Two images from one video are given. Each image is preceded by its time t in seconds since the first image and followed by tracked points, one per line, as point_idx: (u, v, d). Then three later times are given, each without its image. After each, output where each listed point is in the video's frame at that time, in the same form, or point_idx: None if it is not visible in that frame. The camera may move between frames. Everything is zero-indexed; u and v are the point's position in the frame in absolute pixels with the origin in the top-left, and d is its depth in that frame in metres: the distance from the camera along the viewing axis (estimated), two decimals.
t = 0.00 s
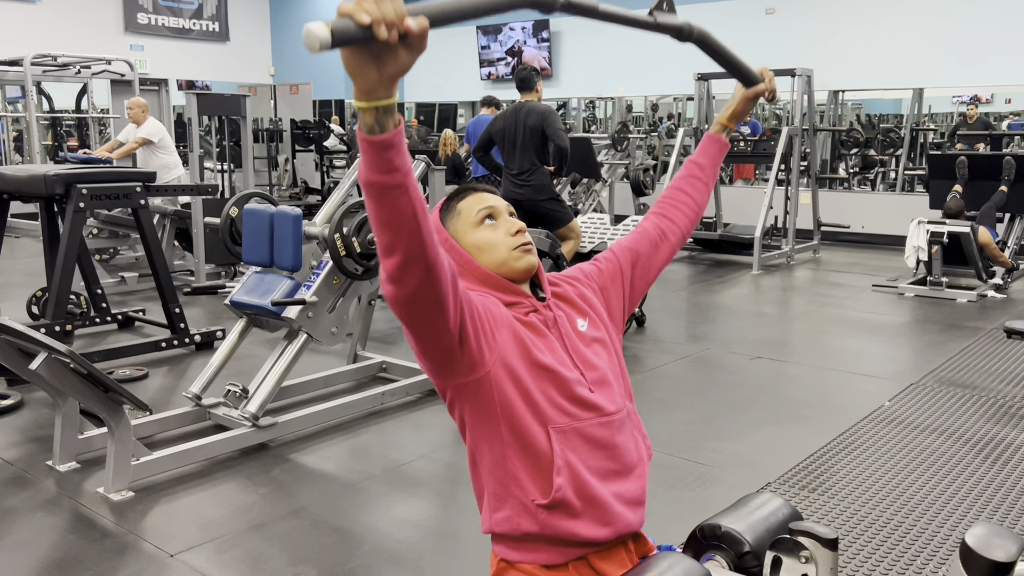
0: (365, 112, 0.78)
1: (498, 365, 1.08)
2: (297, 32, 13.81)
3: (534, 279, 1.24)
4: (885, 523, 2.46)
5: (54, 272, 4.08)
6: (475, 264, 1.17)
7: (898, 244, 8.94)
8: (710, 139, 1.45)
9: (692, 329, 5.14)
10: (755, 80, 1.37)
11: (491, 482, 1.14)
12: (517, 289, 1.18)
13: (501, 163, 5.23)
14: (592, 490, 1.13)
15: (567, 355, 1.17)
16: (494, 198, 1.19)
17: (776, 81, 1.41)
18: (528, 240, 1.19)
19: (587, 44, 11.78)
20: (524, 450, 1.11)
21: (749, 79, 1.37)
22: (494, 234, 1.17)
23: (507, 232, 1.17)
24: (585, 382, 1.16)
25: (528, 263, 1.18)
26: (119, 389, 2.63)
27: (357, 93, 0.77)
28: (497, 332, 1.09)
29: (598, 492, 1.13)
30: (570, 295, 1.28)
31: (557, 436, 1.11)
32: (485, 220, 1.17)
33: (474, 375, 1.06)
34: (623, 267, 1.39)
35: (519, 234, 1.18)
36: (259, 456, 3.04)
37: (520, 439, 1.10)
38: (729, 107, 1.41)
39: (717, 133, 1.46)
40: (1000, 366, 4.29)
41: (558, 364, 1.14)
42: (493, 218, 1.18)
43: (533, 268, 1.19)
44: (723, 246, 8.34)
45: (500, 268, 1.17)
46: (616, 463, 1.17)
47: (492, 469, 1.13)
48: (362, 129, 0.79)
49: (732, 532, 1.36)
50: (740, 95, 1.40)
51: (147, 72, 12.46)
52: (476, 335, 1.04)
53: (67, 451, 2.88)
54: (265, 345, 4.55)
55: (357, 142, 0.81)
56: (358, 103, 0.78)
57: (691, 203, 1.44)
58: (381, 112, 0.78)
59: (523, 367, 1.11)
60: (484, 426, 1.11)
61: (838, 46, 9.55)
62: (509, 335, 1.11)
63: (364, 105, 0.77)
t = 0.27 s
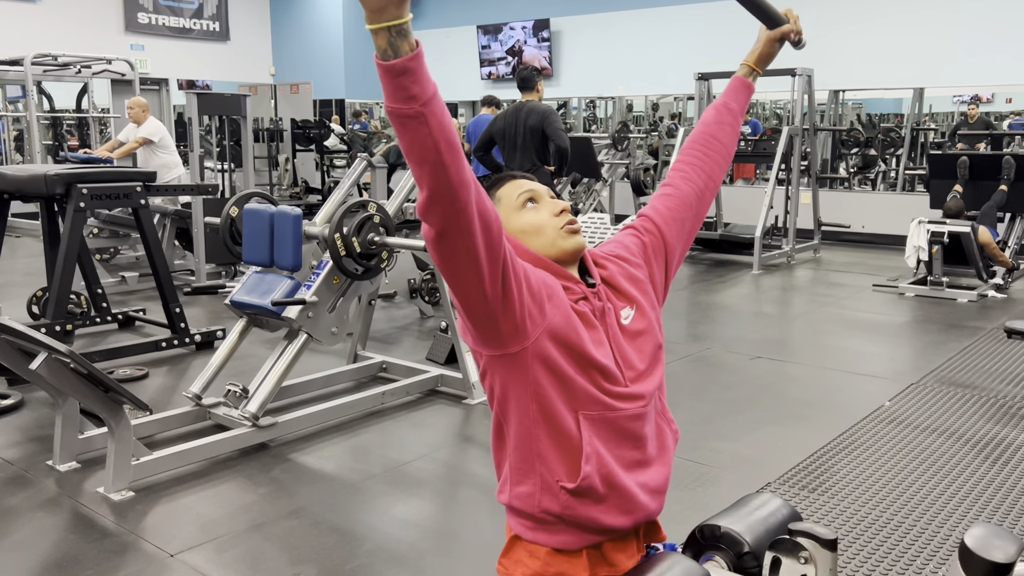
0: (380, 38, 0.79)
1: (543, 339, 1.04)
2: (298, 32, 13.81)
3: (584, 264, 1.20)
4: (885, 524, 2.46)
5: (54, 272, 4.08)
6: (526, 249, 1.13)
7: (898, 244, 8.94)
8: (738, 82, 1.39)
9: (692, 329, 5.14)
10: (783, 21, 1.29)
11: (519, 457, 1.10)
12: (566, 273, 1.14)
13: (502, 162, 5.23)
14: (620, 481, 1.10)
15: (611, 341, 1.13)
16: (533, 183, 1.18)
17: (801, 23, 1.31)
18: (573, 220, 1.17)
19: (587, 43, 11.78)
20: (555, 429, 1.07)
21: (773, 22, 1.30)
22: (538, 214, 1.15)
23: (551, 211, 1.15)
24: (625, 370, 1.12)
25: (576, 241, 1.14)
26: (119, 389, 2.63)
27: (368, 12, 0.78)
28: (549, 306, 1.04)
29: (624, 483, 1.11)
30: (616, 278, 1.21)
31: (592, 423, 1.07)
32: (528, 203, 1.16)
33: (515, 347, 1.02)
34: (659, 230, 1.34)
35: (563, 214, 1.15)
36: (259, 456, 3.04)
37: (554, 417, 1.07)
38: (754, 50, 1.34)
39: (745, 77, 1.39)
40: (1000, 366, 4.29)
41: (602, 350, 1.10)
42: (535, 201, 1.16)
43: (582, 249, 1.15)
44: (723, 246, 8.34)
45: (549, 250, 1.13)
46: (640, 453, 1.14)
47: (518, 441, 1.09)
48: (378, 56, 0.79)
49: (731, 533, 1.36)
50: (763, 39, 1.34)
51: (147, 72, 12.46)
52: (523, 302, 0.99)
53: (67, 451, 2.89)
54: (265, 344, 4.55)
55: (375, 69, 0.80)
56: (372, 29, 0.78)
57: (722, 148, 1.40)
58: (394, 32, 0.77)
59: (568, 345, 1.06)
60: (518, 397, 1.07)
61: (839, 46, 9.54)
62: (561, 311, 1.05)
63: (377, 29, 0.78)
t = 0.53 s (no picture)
0: (395, 64, 0.77)
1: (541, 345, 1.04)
2: (299, 31, 13.81)
3: (576, 266, 1.20)
4: (885, 524, 2.46)
5: (54, 271, 4.08)
6: (518, 250, 1.13)
7: (899, 244, 8.92)
8: (742, 108, 1.40)
9: (693, 329, 5.14)
10: (790, 47, 1.30)
11: (519, 464, 1.10)
12: (560, 275, 1.14)
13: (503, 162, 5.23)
14: (623, 486, 1.10)
15: (611, 344, 1.13)
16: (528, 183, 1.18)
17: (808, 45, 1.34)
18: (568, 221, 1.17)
19: (588, 42, 11.78)
20: (556, 437, 1.07)
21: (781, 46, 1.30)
22: (532, 215, 1.15)
23: (545, 212, 1.15)
24: (626, 373, 1.12)
25: (570, 242, 1.14)
26: (119, 388, 2.63)
27: (382, 40, 0.76)
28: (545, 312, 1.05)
29: (627, 488, 1.10)
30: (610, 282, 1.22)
31: (594, 428, 1.07)
32: (522, 204, 1.16)
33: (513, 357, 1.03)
34: (657, 249, 1.34)
35: (557, 214, 1.15)
36: (259, 455, 3.04)
37: (556, 423, 1.07)
38: (761, 76, 1.34)
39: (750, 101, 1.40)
40: (1001, 367, 4.28)
41: (602, 354, 1.10)
42: (529, 201, 1.16)
43: (576, 250, 1.15)
44: (724, 246, 8.34)
45: (542, 251, 1.14)
46: (646, 458, 1.14)
47: (520, 450, 1.09)
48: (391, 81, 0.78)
49: (732, 532, 1.36)
50: (770, 63, 1.34)
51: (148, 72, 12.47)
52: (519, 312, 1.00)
53: (67, 450, 2.89)
54: (266, 344, 4.55)
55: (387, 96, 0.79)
56: (386, 55, 0.77)
57: (723, 171, 1.41)
58: (411, 60, 0.77)
59: (567, 351, 1.06)
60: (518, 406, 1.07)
61: (840, 45, 9.54)
62: (552, 316, 1.06)
63: (392, 55, 0.76)
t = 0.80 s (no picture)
0: (349, 164, 0.87)
1: (495, 366, 1.12)
2: (300, 30, 13.79)
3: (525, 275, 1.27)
4: (885, 522, 2.46)
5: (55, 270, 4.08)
6: (468, 261, 1.19)
7: (901, 244, 8.90)
8: (690, 165, 1.48)
9: (693, 328, 5.13)
10: (733, 105, 1.39)
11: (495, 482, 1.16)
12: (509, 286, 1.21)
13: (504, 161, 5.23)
14: (598, 479, 1.16)
15: (564, 347, 1.20)
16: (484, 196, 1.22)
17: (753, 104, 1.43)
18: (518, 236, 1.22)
19: (589, 42, 11.77)
20: (527, 451, 1.13)
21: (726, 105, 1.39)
22: (486, 229, 1.19)
23: (498, 227, 1.20)
24: (583, 371, 1.20)
25: (518, 258, 1.20)
26: (121, 387, 2.63)
27: (339, 145, 0.86)
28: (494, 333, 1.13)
29: (603, 480, 1.16)
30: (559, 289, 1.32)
31: (560, 428, 1.13)
32: (477, 217, 1.20)
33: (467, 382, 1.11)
34: (609, 279, 1.44)
35: (509, 230, 1.21)
36: (260, 454, 3.04)
37: (524, 439, 1.13)
38: (705, 133, 1.43)
39: (696, 157, 1.48)
40: (1003, 366, 4.27)
41: (558, 356, 1.17)
42: (484, 215, 1.20)
43: (524, 264, 1.22)
44: (725, 246, 8.32)
45: (492, 263, 1.20)
46: (618, 451, 1.20)
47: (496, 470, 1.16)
48: (344, 181, 0.87)
49: (734, 531, 1.36)
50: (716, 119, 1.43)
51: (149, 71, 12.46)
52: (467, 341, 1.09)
53: (68, 449, 2.89)
54: (266, 343, 4.54)
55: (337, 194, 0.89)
56: (343, 156, 0.86)
57: (679, 226, 1.48)
58: (363, 163, 0.86)
59: (523, 365, 1.14)
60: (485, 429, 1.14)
61: (841, 44, 9.52)
62: (500, 333, 1.14)
63: (349, 157, 0.86)
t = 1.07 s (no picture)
0: (333, 342, 0.89)
1: (459, 402, 1.15)
2: (301, 30, 13.79)
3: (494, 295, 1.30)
4: (887, 522, 2.46)
5: (57, 269, 4.08)
6: (438, 281, 1.22)
7: (902, 243, 8.89)
8: (662, 276, 1.49)
9: (695, 328, 5.13)
10: (701, 223, 1.38)
11: (474, 515, 1.16)
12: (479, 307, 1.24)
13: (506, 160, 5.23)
14: (576, 489, 1.16)
15: (530, 366, 1.22)
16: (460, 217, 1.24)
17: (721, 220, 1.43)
18: (489, 259, 1.25)
19: (590, 41, 11.77)
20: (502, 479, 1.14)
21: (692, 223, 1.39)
22: (458, 251, 1.22)
23: (471, 250, 1.22)
24: (552, 387, 1.21)
25: (489, 282, 1.23)
26: (123, 386, 2.62)
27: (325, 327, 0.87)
28: (458, 368, 1.15)
29: (582, 490, 1.16)
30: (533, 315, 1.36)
31: (534, 443, 1.14)
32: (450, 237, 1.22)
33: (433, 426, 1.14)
34: (589, 339, 1.44)
35: (481, 254, 1.23)
36: (261, 454, 3.04)
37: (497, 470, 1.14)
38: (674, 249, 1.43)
39: (667, 270, 1.49)
40: (1005, 366, 4.26)
41: (523, 375, 1.19)
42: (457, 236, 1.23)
43: (493, 287, 1.25)
44: (726, 245, 8.32)
45: (462, 286, 1.22)
46: (594, 463, 1.20)
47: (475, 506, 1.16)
48: (324, 354, 0.89)
49: (738, 531, 1.35)
50: (684, 236, 1.44)
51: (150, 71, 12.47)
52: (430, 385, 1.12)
53: (70, 448, 2.88)
54: (267, 343, 4.54)
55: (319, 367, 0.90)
56: (327, 336, 0.88)
57: (647, 337, 1.48)
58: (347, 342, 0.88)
59: (487, 395, 1.16)
60: (458, 464, 1.16)
61: (842, 44, 9.52)
62: (463, 366, 1.16)
63: (333, 337, 0.88)
